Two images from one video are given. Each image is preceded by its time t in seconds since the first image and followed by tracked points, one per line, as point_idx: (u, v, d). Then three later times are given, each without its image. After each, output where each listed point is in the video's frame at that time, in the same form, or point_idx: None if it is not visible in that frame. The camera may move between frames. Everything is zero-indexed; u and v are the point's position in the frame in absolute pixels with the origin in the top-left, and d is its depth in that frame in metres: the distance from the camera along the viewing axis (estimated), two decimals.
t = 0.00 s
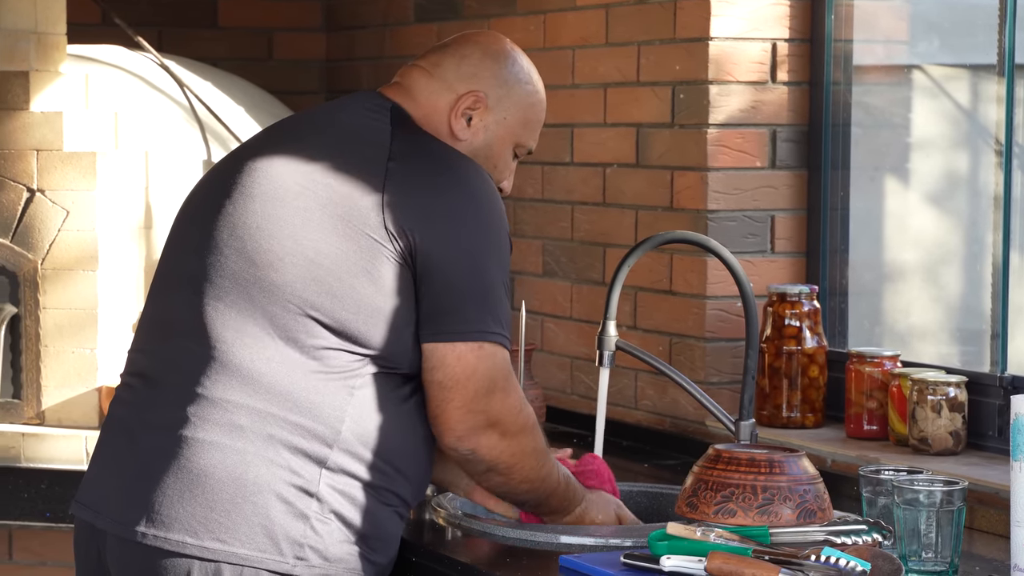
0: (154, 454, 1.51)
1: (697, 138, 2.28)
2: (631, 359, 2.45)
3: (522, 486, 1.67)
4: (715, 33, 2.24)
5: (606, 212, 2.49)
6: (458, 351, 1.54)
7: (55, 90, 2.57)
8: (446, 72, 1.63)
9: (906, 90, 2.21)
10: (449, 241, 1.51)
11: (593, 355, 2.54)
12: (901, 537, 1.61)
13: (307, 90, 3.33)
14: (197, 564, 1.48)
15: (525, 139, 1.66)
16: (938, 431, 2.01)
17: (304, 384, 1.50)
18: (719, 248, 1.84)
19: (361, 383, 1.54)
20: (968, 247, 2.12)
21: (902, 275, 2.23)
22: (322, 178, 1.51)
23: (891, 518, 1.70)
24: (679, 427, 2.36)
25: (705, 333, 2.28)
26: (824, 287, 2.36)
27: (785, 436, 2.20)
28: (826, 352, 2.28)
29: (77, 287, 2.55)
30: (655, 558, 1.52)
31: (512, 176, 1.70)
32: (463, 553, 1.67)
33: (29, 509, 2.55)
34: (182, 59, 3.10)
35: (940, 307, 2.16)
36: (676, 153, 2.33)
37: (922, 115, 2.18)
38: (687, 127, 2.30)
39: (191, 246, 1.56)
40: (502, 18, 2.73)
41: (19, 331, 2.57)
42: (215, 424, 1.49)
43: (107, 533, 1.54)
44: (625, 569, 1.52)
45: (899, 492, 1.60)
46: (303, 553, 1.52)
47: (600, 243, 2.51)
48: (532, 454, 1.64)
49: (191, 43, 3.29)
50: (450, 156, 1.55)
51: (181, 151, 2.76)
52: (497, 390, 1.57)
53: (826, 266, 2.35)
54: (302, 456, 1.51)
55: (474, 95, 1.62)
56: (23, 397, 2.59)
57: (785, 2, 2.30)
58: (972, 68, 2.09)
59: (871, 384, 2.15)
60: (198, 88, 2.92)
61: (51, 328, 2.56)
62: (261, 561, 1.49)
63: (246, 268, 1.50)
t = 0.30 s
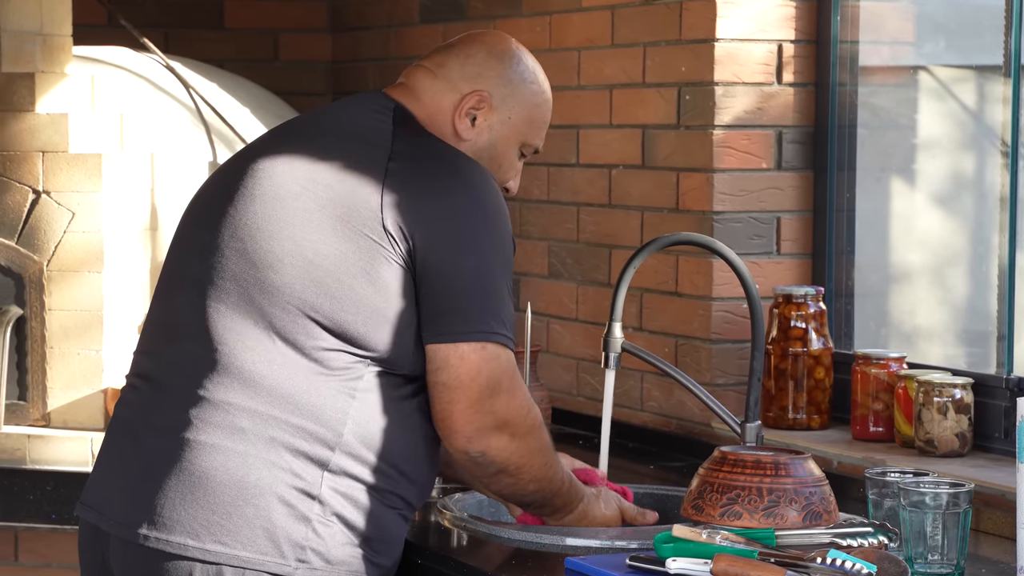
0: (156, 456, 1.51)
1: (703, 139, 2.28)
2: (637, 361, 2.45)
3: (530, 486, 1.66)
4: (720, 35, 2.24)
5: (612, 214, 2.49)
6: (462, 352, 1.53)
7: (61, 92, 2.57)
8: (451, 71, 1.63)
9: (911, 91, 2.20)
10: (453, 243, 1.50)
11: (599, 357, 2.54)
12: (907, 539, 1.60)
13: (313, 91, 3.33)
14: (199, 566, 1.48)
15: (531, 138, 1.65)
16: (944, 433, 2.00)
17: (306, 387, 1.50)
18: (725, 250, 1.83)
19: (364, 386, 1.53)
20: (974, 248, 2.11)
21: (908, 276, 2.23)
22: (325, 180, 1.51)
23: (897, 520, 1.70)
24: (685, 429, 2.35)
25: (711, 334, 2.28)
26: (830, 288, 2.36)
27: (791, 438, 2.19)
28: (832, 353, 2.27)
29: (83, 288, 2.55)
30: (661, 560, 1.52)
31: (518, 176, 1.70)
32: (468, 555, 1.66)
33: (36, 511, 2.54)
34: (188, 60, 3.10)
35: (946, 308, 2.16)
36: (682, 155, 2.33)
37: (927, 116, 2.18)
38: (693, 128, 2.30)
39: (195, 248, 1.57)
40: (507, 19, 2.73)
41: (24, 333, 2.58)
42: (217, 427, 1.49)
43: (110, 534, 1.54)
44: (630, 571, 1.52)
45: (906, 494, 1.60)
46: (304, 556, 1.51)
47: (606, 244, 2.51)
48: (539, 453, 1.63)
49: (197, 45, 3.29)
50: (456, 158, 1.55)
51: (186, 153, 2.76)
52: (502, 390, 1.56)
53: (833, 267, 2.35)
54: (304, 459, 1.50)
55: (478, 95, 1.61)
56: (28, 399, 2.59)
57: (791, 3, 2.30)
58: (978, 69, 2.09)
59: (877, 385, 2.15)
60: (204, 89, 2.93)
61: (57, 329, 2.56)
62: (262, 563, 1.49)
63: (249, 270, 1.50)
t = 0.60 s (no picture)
0: (157, 458, 1.51)
1: (707, 140, 2.28)
2: (641, 362, 2.45)
3: (554, 478, 1.68)
4: (724, 36, 2.24)
5: (616, 215, 2.49)
6: (479, 361, 1.55)
7: (65, 94, 2.57)
8: (460, 81, 1.63)
9: (915, 92, 2.20)
10: (459, 249, 1.51)
11: (603, 359, 2.54)
12: (911, 541, 1.60)
13: (317, 93, 3.33)
14: (198, 568, 1.48)
15: (539, 149, 1.66)
16: (949, 434, 2.00)
17: (308, 390, 1.49)
18: (728, 251, 1.83)
19: (366, 390, 1.53)
20: (978, 250, 2.11)
21: (912, 278, 2.22)
22: (330, 184, 1.52)
23: (901, 523, 1.70)
24: (689, 431, 2.35)
25: (716, 336, 2.28)
26: (834, 289, 2.36)
27: (795, 440, 2.19)
28: (836, 354, 2.27)
29: (89, 289, 2.55)
30: (664, 562, 1.52)
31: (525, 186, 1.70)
32: (472, 557, 1.66)
33: (41, 512, 2.53)
34: (192, 61, 3.10)
35: (950, 310, 2.15)
36: (686, 156, 2.32)
37: (932, 117, 2.18)
38: (697, 130, 2.30)
39: (198, 251, 1.57)
40: (511, 21, 2.73)
41: (28, 334, 2.58)
42: (218, 429, 1.48)
43: (110, 535, 1.54)
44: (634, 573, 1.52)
45: (909, 497, 1.59)
46: (305, 560, 1.51)
47: (610, 246, 2.51)
48: (562, 448, 1.66)
49: (200, 46, 3.28)
50: (459, 165, 1.55)
51: (190, 154, 2.76)
52: (519, 391, 1.58)
53: (837, 269, 2.35)
54: (305, 462, 1.50)
55: (488, 105, 1.62)
56: (32, 401, 2.59)
57: (795, 4, 2.30)
58: (982, 70, 2.08)
59: (881, 387, 2.15)
60: (208, 91, 2.93)
61: (60, 331, 2.57)
62: (262, 567, 1.48)
63: (251, 272, 1.50)
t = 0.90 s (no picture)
0: (178, 460, 1.50)
1: (709, 142, 2.28)
2: (643, 364, 2.45)
3: (585, 487, 1.72)
4: (726, 38, 2.24)
5: (619, 217, 2.49)
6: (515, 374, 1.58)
7: (67, 95, 2.57)
8: (476, 93, 1.64)
9: (918, 93, 2.20)
10: (491, 264, 1.52)
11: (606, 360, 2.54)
12: (914, 543, 1.60)
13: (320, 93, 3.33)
14: (224, 570, 1.48)
15: (552, 161, 1.68)
16: (951, 436, 2.00)
17: (337, 396, 1.50)
18: (732, 254, 1.82)
19: (392, 395, 1.54)
20: (981, 251, 2.11)
21: (916, 279, 2.22)
22: (359, 192, 1.53)
23: (903, 525, 1.70)
24: (692, 432, 2.35)
25: (718, 337, 2.28)
26: (836, 291, 2.36)
27: (797, 441, 2.19)
28: (838, 356, 2.27)
29: (90, 291, 2.56)
30: (667, 564, 1.52)
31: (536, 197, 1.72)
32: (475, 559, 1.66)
33: (41, 514, 2.56)
34: (195, 63, 3.10)
35: (953, 311, 2.15)
36: (689, 158, 2.32)
37: (935, 118, 2.18)
38: (700, 131, 2.30)
39: (216, 252, 1.56)
40: (514, 22, 2.73)
41: (31, 336, 2.58)
42: (245, 432, 1.48)
43: (125, 535, 1.53)
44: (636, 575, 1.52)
45: (912, 499, 1.59)
46: (330, 563, 1.52)
47: (613, 247, 2.51)
48: (596, 450, 1.70)
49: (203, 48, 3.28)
50: (489, 182, 1.56)
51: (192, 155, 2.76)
52: (555, 396, 1.63)
53: (839, 271, 2.35)
54: (333, 467, 1.51)
55: (504, 118, 1.63)
56: (34, 403, 2.59)
57: (798, 5, 2.29)
58: (985, 71, 2.08)
59: (884, 389, 2.14)
60: (210, 92, 2.93)
61: (63, 332, 2.57)
62: (288, 569, 1.49)
63: (279, 276, 1.50)
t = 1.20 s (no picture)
0: (188, 459, 1.49)
1: (709, 142, 2.28)
2: (643, 363, 2.44)
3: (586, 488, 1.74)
4: (727, 38, 2.24)
5: (619, 217, 2.49)
6: (519, 367, 1.59)
7: (68, 95, 2.57)
8: (472, 90, 1.65)
9: (919, 93, 2.20)
10: (496, 258, 1.53)
11: (606, 360, 2.54)
12: (914, 543, 1.60)
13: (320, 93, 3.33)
14: (237, 569, 1.47)
15: (550, 152, 1.68)
16: (951, 436, 2.00)
17: (347, 393, 1.50)
18: (732, 253, 1.82)
19: (399, 392, 1.54)
20: (981, 251, 2.11)
21: (916, 279, 2.22)
22: (364, 192, 1.53)
23: (903, 524, 1.70)
24: (692, 432, 2.35)
25: (718, 337, 2.28)
26: (836, 291, 2.36)
27: (796, 441, 2.19)
28: (839, 356, 2.27)
29: (92, 291, 2.56)
30: (667, 563, 1.52)
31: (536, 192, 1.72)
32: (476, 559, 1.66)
33: (42, 513, 2.56)
34: (196, 63, 3.11)
35: (953, 311, 2.15)
36: (689, 158, 2.32)
37: (935, 118, 2.18)
38: (700, 131, 2.30)
39: (222, 252, 1.56)
40: (514, 22, 2.73)
41: (31, 336, 2.58)
42: (256, 430, 1.48)
43: (135, 537, 1.52)
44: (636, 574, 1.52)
45: (912, 498, 1.59)
46: (341, 561, 1.52)
47: (612, 247, 2.51)
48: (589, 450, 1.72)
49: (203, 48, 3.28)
50: (489, 175, 1.57)
51: (192, 155, 2.77)
52: (559, 393, 1.64)
53: (840, 271, 2.35)
54: (343, 464, 1.51)
55: (501, 111, 1.63)
56: (34, 402, 2.59)
57: (798, 5, 2.29)
58: (985, 71, 2.08)
59: (884, 388, 2.14)
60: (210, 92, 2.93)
61: (63, 332, 2.57)
62: (301, 568, 1.49)
63: (289, 274, 1.50)
